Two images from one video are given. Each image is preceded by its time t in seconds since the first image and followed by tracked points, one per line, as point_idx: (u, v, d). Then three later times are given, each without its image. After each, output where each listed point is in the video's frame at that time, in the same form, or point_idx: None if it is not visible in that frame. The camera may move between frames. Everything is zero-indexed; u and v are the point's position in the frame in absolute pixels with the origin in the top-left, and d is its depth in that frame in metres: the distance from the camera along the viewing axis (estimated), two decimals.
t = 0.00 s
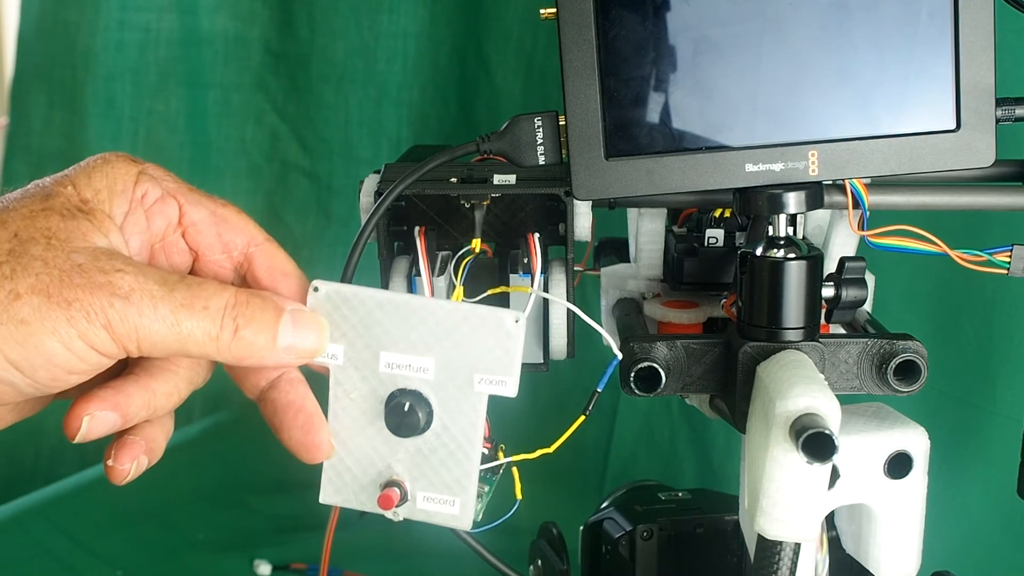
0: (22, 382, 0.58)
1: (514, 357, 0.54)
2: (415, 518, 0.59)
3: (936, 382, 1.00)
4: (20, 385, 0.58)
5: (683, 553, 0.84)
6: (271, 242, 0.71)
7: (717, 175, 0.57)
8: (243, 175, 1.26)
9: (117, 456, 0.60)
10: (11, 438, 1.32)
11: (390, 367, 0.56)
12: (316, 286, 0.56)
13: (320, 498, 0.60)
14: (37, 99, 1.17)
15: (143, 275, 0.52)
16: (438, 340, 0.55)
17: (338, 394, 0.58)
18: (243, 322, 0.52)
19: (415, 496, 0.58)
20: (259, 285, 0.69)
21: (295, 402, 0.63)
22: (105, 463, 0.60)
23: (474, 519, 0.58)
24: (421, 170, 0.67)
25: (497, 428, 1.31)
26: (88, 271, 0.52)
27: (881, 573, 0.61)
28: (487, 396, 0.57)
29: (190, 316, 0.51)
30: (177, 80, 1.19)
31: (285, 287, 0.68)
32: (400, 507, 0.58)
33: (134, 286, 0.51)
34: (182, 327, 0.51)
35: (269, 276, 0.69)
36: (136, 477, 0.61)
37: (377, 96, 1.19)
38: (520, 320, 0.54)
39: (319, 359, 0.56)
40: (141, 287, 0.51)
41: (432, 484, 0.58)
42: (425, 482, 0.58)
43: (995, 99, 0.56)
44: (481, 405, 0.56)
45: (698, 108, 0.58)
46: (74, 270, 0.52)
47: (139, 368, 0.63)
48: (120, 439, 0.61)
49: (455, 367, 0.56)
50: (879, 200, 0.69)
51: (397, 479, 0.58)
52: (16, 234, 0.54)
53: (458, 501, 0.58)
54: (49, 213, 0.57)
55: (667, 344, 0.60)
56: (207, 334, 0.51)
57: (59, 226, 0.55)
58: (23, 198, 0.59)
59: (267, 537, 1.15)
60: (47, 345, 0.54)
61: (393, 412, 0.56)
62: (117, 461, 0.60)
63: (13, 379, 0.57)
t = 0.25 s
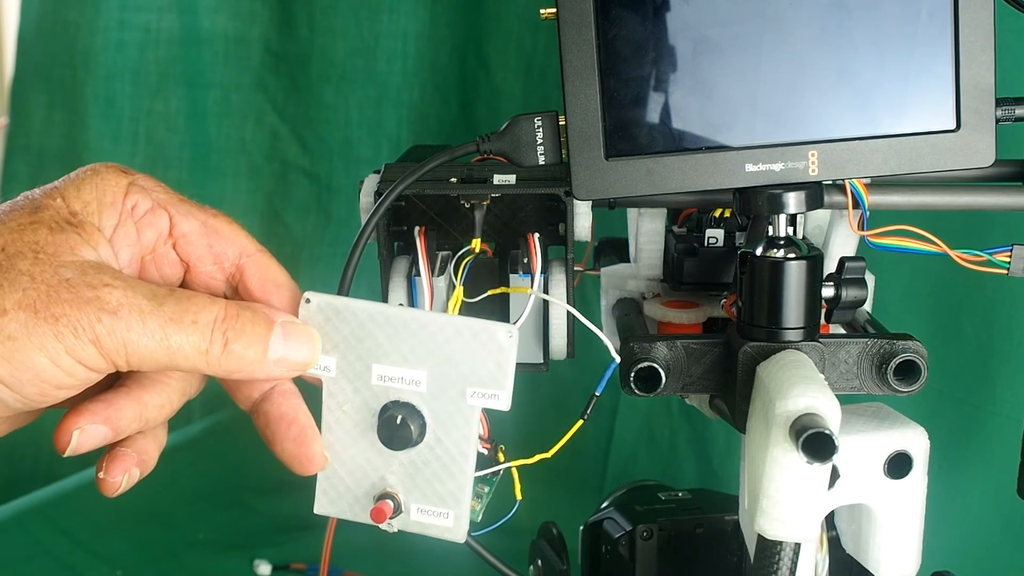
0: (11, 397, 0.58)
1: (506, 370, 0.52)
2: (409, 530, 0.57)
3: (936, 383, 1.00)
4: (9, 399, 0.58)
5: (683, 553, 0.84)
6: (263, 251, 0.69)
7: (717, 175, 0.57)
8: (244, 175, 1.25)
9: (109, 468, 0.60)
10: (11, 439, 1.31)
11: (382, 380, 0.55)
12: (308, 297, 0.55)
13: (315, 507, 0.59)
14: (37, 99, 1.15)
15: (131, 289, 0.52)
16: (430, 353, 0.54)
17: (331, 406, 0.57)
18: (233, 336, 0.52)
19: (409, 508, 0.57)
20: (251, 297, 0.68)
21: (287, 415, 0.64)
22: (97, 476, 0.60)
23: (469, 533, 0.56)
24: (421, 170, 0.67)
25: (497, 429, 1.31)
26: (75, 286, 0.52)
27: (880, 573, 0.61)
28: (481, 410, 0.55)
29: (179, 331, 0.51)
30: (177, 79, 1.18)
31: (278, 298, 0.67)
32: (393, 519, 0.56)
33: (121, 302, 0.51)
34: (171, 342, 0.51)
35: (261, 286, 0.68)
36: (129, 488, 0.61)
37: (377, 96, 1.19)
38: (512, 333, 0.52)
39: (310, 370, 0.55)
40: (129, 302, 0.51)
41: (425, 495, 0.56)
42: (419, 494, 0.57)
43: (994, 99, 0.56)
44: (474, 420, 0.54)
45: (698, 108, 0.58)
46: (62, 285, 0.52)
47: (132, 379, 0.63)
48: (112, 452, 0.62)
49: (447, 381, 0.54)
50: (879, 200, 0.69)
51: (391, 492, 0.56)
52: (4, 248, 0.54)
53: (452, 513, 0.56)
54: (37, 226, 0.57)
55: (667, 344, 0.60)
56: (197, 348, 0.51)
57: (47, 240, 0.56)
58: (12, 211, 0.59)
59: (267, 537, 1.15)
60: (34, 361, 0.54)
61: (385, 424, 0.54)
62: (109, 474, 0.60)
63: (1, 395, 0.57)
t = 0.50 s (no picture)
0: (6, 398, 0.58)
1: (504, 372, 0.52)
2: (406, 531, 0.57)
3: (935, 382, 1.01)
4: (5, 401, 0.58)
5: (683, 553, 0.84)
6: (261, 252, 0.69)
7: (717, 175, 0.57)
8: (243, 175, 1.25)
9: (106, 469, 0.60)
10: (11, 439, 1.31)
11: (379, 381, 0.55)
12: (305, 298, 0.55)
13: (312, 508, 0.60)
14: (36, 99, 1.15)
15: (127, 290, 0.52)
16: (428, 355, 0.54)
17: (328, 407, 0.57)
18: (229, 337, 0.52)
19: (406, 510, 0.57)
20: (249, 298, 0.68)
21: (284, 415, 0.64)
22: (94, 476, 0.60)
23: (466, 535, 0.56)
24: (421, 170, 0.67)
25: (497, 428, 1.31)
26: (71, 287, 0.52)
27: (880, 573, 0.61)
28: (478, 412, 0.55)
29: (175, 332, 0.51)
30: (177, 79, 1.18)
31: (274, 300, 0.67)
32: (390, 520, 0.57)
33: (117, 302, 0.51)
34: (167, 343, 0.51)
35: (258, 288, 0.68)
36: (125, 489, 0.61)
37: (377, 95, 1.19)
38: (510, 336, 0.52)
39: (308, 372, 0.55)
40: (124, 303, 0.51)
41: (422, 497, 0.56)
42: (416, 496, 0.57)
43: (995, 99, 0.56)
44: (471, 422, 0.54)
45: (697, 108, 0.58)
46: (57, 286, 0.52)
47: (129, 380, 0.63)
48: (109, 452, 0.62)
49: (444, 383, 0.54)
50: (879, 200, 0.69)
51: (387, 493, 0.56)
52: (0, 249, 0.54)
53: (449, 515, 0.56)
54: (34, 227, 0.57)
55: (667, 344, 0.60)
56: (193, 349, 0.51)
57: (43, 240, 0.55)
58: (8, 211, 0.59)
59: (267, 537, 1.15)
60: (29, 361, 0.54)
61: (382, 426, 0.54)
62: (105, 475, 0.60)
63: None
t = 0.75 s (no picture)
0: None
1: (501, 370, 0.52)
2: (402, 530, 0.57)
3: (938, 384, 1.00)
4: None
5: (683, 553, 0.84)
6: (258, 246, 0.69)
7: (717, 175, 0.57)
8: (243, 175, 1.25)
9: (102, 464, 0.60)
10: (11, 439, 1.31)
11: (376, 378, 0.55)
12: (302, 293, 0.55)
13: (308, 505, 0.59)
14: (37, 99, 1.15)
15: (119, 284, 0.51)
16: (425, 352, 0.54)
17: (324, 403, 0.57)
18: (223, 332, 0.51)
19: (403, 508, 0.57)
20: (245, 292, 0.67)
21: (280, 411, 0.63)
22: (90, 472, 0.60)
23: (461, 534, 0.56)
24: (421, 170, 0.67)
25: (497, 428, 1.31)
26: (62, 281, 0.52)
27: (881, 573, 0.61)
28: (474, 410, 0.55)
29: (167, 327, 0.51)
30: (177, 79, 1.18)
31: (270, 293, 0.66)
32: (386, 518, 0.56)
33: (108, 297, 0.51)
34: (159, 338, 0.51)
35: (254, 281, 0.67)
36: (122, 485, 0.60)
37: (377, 95, 1.18)
38: (508, 333, 0.52)
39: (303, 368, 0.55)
40: (115, 297, 0.51)
41: (419, 496, 0.56)
42: (413, 494, 0.56)
43: (995, 99, 0.56)
44: (467, 420, 0.54)
45: (698, 108, 0.58)
46: (48, 279, 0.52)
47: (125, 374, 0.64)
48: (105, 446, 0.61)
49: (440, 380, 0.54)
50: (879, 200, 0.69)
51: (384, 491, 0.56)
52: None
53: (446, 514, 0.56)
54: (26, 220, 0.57)
55: (667, 344, 0.60)
56: (186, 344, 0.51)
57: (35, 234, 0.56)
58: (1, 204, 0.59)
59: (268, 537, 1.15)
60: (20, 355, 0.54)
61: (378, 424, 0.54)
62: (101, 469, 0.59)
63: None
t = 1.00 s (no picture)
0: None
1: (510, 373, 0.52)
2: (411, 532, 0.57)
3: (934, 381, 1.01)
4: None
5: (684, 553, 0.84)
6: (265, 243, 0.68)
7: (717, 175, 0.57)
8: (243, 175, 1.25)
9: (107, 464, 0.60)
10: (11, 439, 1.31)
11: (384, 379, 0.55)
12: (309, 292, 0.55)
13: (316, 507, 0.60)
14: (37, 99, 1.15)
15: (121, 282, 0.51)
16: (434, 353, 0.54)
17: (332, 403, 0.57)
18: (226, 331, 0.51)
19: (411, 511, 0.57)
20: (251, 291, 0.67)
21: (287, 411, 0.64)
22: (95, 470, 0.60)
23: (471, 537, 0.56)
24: (421, 170, 0.67)
25: (498, 428, 1.31)
26: (63, 278, 0.52)
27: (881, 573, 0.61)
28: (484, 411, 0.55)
29: (170, 325, 0.50)
30: (177, 79, 1.18)
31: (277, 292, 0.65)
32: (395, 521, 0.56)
33: (110, 295, 0.51)
34: (161, 336, 0.51)
35: (261, 280, 0.66)
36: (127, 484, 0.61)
37: (377, 95, 1.17)
38: (516, 335, 0.51)
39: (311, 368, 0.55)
40: (117, 295, 0.51)
41: (427, 498, 0.56)
42: (421, 496, 0.56)
43: (994, 98, 0.56)
44: (477, 421, 0.54)
45: (698, 108, 0.58)
46: (49, 277, 0.52)
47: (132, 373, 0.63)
48: (110, 445, 0.61)
49: (450, 382, 0.54)
50: (879, 200, 0.69)
51: (392, 493, 0.56)
52: None
53: (455, 517, 0.56)
54: (29, 216, 0.58)
55: (667, 344, 0.60)
56: (189, 343, 0.51)
57: (37, 231, 0.56)
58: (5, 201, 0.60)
59: (267, 537, 1.15)
60: (20, 353, 0.54)
61: (386, 425, 0.54)
62: (106, 469, 0.60)
63: None
